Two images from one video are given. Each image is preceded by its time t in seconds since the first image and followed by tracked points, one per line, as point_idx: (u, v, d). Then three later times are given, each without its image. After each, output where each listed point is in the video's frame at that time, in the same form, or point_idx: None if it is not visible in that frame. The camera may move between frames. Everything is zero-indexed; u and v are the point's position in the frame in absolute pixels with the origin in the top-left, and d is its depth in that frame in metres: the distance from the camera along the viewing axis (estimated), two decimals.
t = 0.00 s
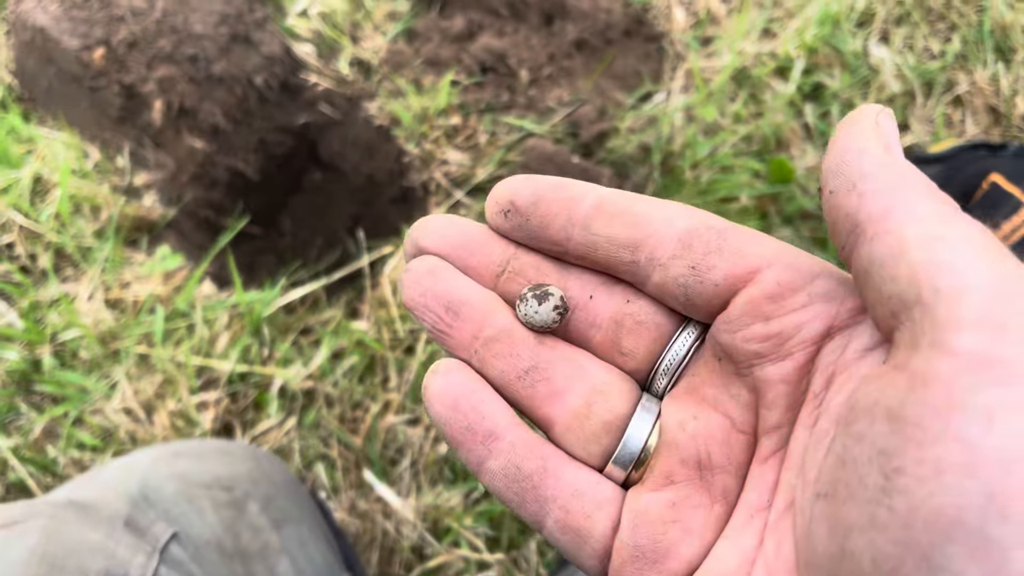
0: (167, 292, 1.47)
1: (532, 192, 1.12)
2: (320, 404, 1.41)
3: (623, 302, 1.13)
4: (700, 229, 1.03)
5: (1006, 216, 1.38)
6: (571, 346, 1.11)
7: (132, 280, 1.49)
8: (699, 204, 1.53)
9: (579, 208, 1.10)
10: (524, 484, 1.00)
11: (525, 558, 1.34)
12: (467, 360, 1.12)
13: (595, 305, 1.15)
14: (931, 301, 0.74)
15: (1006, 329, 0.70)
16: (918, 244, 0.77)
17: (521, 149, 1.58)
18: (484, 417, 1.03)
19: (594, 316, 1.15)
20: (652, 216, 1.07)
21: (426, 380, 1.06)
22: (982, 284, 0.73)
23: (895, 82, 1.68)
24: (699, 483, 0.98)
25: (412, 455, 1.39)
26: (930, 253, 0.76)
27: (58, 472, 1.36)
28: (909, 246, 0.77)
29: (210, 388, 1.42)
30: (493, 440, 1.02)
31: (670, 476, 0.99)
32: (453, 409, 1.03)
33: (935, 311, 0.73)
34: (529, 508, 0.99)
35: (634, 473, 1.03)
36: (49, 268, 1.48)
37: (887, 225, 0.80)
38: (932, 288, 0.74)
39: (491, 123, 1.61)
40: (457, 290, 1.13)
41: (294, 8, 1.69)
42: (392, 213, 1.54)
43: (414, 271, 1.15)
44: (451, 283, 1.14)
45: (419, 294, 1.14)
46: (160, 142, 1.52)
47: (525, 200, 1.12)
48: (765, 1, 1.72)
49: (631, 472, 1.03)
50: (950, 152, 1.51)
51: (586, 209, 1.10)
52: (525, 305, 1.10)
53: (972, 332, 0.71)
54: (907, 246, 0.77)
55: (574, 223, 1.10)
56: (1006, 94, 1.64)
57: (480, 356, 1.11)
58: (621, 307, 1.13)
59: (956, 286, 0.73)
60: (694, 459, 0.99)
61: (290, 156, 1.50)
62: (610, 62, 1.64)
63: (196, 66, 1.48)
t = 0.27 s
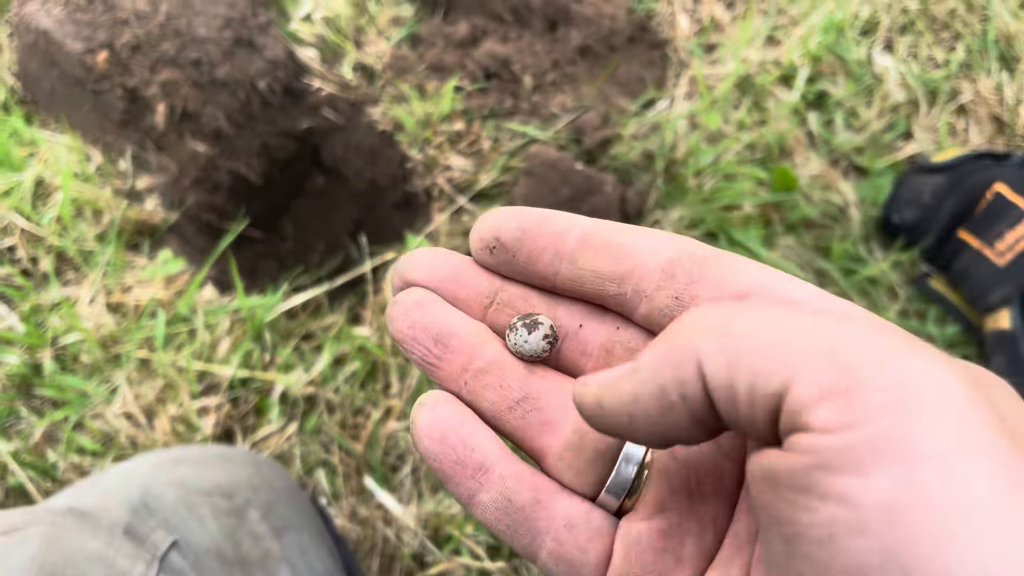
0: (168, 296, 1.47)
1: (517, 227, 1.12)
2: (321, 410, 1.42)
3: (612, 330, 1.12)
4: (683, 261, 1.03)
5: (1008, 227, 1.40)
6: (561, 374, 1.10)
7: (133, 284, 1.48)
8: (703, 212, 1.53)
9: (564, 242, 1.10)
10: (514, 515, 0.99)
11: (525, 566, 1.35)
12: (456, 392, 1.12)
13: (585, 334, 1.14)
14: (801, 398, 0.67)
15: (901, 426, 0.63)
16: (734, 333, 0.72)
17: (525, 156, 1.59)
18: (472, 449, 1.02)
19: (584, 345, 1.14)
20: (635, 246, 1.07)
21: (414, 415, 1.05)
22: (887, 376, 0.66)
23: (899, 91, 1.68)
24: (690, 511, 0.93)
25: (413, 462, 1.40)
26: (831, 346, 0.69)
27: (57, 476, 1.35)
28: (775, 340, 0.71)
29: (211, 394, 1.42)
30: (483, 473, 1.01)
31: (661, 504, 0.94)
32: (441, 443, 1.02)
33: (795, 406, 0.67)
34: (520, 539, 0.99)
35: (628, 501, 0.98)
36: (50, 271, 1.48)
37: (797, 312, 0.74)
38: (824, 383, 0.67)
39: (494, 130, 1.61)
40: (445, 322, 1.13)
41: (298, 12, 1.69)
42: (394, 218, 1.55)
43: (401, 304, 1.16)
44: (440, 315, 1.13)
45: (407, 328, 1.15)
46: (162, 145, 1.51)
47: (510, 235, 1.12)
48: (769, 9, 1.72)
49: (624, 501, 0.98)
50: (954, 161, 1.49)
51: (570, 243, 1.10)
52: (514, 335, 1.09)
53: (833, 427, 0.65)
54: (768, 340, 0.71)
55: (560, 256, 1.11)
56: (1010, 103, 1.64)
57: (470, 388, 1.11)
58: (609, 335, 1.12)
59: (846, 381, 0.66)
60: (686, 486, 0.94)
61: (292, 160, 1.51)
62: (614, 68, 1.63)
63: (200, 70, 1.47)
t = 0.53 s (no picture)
0: (169, 299, 1.47)
1: (501, 253, 1.08)
2: (321, 415, 1.42)
3: (611, 354, 1.14)
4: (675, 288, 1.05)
5: (1010, 234, 1.41)
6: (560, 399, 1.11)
7: (134, 287, 1.48)
8: (703, 217, 1.53)
9: (553, 266, 1.08)
10: (515, 542, 1.03)
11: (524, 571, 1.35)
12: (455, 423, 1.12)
13: (583, 357, 1.15)
14: (691, 532, 0.72)
15: None
16: (649, 459, 0.73)
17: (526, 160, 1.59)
18: (470, 478, 1.05)
19: (583, 367, 1.15)
20: (623, 269, 1.07)
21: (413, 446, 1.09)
22: (776, 510, 0.69)
23: (900, 97, 1.68)
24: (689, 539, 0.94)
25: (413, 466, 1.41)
26: (721, 484, 0.70)
27: (57, 479, 1.35)
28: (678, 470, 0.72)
29: (211, 397, 1.42)
30: (483, 503, 1.04)
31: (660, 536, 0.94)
32: (441, 474, 1.06)
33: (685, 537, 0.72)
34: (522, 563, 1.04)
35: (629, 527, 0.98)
36: (51, 274, 1.48)
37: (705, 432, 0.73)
38: (713, 523, 0.71)
39: (496, 135, 1.61)
40: (440, 354, 1.10)
41: (300, 16, 1.68)
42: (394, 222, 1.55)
43: (392, 334, 1.13)
44: (433, 345, 1.11)
45: (401, 360, 1.12)
46: (164, 148, 1.51)
47: (495, 262, 1.08)
48: (771, 14, 1.72)
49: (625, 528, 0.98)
50: (956, 168, 1.51)
51: (558, 267, 1.08)
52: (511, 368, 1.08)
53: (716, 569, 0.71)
54: (673, 470, 0.72)
55: (549, 281, 1.09)
56: (1012, 108, 1.66)
57: (468, 420, 1.10)
58: (608, 359, 1.14)
59: (736, 526, 0.69)
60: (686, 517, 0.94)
61: (294, 163, 1.52)
62: (616, 73, 1.63)
63: (202, 74, 1.46)
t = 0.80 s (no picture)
0: (169, 303, 1.47)
1: (498, 253, 1.04)
2: (320, 418, 1.42)
3: (611, 348, 1.15)
4: (673, 279, 1.06)
5: (1009, 240, 1.41)
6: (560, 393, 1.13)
7: (134, 290, 1.48)
8: (703, 222, 1.53)
9: (551, 261, 1.06)
10: (519, 542, 1.10)
11: None
12: (456, 425, 1.13)
13: (582, 352, 1.16)
14: (675, 539, 0.71)
15: None
16: (631, 467, 0.72)
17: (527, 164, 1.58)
18: (473, 487, 1.09)
19: (582, 361, 1.16)
20: (621, 260, 1.07)
21: (411, 454, 1.10)
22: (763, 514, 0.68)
23: (900, 102, 1.68)
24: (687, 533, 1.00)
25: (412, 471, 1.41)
26: (703, 493, 0.69)
27: (56, 483, 1.35)
28: (661, 478, 0.70)
29: (210, 401, 1.42)
30: (487, 506, 1.09)
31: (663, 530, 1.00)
32: (443, 483, 1.09)
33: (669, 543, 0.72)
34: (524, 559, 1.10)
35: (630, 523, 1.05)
36: (50, 277, 1.48)
37: (690, 438, 0.71)
38: (696, 531, 0.70)
39: (496, 139, 1.61)
40: (436, 358, 1.10)
41: (300, 20, 1.68)
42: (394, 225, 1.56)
43: (384, 342, 1.11)
44: (430, 350, 1.10)
45: (395, 368, 1.11)
46: (164, 152, 1.50)
47: (493, 263, 1.04)
48: (771, 20, 1.72)
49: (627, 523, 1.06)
50: (955, 173, 1.52)
51: (557, 263, 1.06)
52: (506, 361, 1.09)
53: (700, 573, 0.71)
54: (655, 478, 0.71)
55: (548, 278, 1.07)
56: (1011, 114, 1.66)
57: (467, 422, 1.12)
58: (607, 353, 1.15)
59: (721, 535, 0.69)
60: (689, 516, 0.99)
61: (294, 166, 1.53)
62: (616, 78, 1.63)
63: (202, 77, 1.46)
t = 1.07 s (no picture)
0: (168, 310, 1.47)
1: (492, 272, 1.06)
2: (319, 425, 1.42)
3: (610, 362, 1.15)
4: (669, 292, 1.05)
5: (1005, 247, 1.41)
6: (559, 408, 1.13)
7: (132, 297, 1.48)
8: (701, 229, 1.55)
9: (546, 276, 1.07)
10: (524, 554, 1.13)
11: None
12: (458, 447, 1.14)
13: (581, 367, 1.16)
14: (664, 561, 0.71)
15: None
16: (621, 490, 0.71)
17: (525, 171, 1.59)
18: (475, 502, 1.12)
19: (582, 376, 1.16)
20: (616, 274, 1.08)
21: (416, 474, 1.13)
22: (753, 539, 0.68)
23: (897, 110, 1.69)
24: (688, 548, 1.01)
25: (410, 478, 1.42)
26: (692, 517, 0.69)
27: (54, 490, 1.35)
28: (651, 501, 0.70)
29: (208, 407, 1.42)
30: (493, 522, 1.13)
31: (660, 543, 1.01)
32: (446, 500, 1.12)
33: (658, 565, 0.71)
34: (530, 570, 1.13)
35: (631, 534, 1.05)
36: (49, 284, 1.48)
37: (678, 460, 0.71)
38: (685, 555, 0.69)
39: (495, 146, 1.61)
40: (436, 381, 1.11)
41: (299, 27, 1.65)
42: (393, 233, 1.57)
43: (383, 367, 1.12)
44: (429, 372, 1.11)
45: (396, 393, 1.12)
46: (162, 158, 1.51)
47: (487, 281, 1.06)
48: (769, 27, 1.73)
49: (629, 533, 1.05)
50: (951, 180, 1.53)
51: (552, 279, 1.07)
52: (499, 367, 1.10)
53: None
54: (645, 502, 0.70)
55: (544, 294, 1.08)
56: (1007, 121, 1.67)
57: (470, 444, 1.12)
58: (606, 367, 1.15)
59: (711, 558, 0.68)
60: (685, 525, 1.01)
61: (292, 174, 1.55)
62: (614, 85, 1.64)
63: (201, 84, 1.47)
